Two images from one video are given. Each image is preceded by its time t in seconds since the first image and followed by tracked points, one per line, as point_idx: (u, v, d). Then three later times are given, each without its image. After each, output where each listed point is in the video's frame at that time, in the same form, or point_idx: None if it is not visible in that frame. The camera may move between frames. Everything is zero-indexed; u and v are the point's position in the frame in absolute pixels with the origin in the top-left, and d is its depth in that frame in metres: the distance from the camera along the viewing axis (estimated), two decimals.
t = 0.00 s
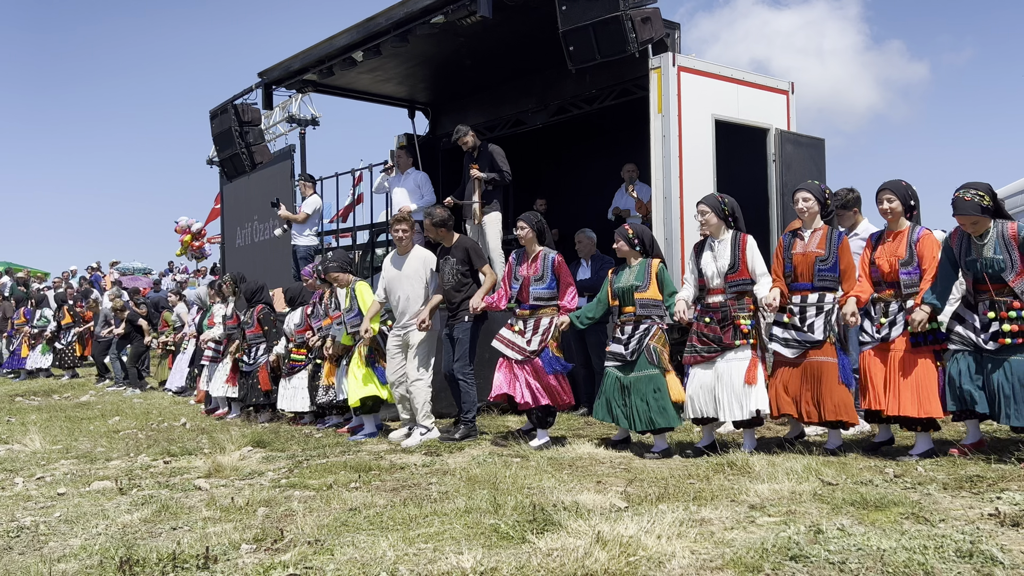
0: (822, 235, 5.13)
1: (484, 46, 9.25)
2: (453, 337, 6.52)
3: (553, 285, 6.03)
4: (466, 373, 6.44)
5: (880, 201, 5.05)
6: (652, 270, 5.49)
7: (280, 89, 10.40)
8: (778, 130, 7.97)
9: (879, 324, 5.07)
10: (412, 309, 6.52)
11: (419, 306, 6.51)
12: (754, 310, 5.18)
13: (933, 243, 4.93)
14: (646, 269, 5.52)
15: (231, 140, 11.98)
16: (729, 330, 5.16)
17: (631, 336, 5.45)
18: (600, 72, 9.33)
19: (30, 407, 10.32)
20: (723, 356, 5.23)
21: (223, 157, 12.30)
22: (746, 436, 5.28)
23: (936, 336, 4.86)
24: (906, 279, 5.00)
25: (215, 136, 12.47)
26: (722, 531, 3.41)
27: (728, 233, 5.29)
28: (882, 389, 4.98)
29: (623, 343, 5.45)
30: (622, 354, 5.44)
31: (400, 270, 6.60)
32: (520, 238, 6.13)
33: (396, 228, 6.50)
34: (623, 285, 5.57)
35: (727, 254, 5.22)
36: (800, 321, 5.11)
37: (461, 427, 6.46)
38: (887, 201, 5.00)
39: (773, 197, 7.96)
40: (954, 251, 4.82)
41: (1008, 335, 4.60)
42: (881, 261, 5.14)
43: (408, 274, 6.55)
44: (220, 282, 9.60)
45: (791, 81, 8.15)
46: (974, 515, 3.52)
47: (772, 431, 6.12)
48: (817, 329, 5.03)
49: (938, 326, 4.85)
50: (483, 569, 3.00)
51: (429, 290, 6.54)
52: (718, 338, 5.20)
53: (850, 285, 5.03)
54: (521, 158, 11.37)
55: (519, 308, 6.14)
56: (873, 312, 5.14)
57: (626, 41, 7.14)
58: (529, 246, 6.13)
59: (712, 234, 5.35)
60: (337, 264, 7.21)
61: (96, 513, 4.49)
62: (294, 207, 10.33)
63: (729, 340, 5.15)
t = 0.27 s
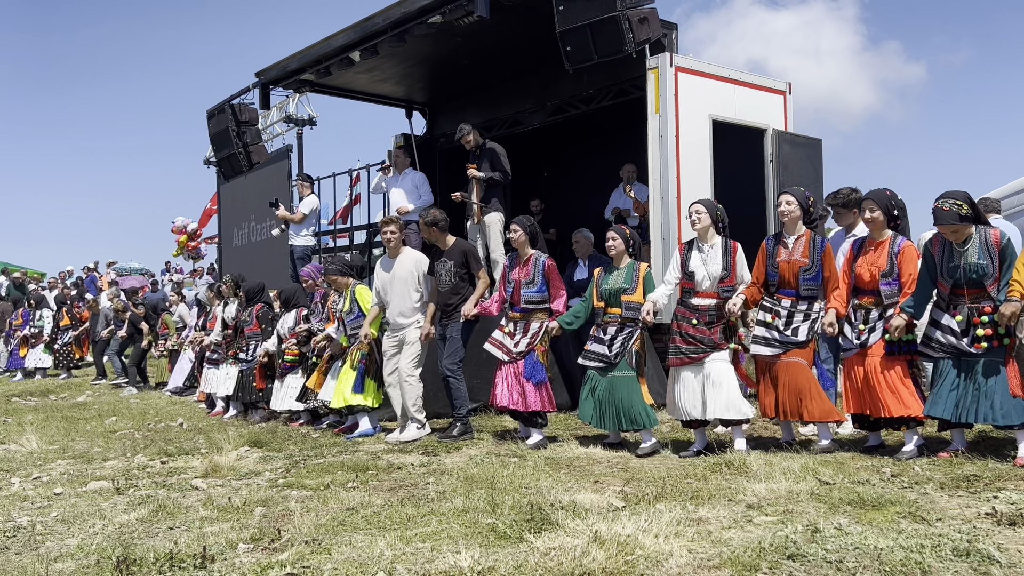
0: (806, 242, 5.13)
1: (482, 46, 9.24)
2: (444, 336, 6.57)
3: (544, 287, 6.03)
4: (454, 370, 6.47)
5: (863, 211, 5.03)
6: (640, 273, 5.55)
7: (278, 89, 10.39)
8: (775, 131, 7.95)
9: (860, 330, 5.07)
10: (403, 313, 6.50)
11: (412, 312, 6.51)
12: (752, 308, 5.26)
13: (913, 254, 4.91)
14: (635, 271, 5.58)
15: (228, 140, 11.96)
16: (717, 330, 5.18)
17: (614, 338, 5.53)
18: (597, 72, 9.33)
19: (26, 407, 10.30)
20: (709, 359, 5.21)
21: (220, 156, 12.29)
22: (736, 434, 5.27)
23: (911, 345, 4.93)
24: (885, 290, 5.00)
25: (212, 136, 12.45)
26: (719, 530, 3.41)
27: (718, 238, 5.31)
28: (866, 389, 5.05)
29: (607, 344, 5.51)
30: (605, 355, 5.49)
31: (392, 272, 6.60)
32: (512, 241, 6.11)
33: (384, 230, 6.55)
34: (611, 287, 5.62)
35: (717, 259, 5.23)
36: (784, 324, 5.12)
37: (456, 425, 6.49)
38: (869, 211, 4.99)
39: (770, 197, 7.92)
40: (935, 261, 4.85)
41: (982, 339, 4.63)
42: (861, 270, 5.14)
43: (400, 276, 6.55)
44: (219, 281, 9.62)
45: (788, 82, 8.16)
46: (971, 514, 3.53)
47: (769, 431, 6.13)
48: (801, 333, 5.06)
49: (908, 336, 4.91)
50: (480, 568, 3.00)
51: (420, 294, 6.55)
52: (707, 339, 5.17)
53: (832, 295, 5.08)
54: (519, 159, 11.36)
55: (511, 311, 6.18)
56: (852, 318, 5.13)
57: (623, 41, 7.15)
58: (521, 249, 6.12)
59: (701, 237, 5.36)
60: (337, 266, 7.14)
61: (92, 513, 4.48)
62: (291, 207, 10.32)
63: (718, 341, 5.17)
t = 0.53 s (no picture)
0: (795, 236, 5.16)
1: (481, 46, 9.24)
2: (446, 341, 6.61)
3: (543, 282, 6.05)
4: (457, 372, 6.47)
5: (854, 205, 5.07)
6: (629, 266, 5.60)
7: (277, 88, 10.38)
8: (775, 131, 7.94)
9: (857, 325, 5.09)
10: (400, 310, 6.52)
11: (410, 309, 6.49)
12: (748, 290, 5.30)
13: (905, 247, 4.95)
14: (624, 265, 5.64)
15: (227, 139, 11.95)
16: (710, 326, 5.15)
17: (610, 335, 5.58)
18: (597, 72, 9.33)
19: (25, 407, 10.29)
20: (704, 356, 5.21)
21: (219, 156, 12.28)
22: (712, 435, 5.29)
23: (913, 336, 4.93)
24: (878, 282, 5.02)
25: (211, 135, 12.43)
26: (721, 529, 3.41)
27: (709, 231, 5.34)
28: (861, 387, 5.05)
29: (603, 342, 5.57)
30: (603, 353, 5.55)
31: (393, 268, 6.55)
32: (510, 238, 6.16)
33: (390, 226, 6.54)
34: (601, 283, 5.70)
35: (708, 251, 5.26)
36: (779, 320, 5.15)
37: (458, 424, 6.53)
38: (860, 205, 5.02)
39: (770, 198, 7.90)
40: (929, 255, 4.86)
41: (998, 326, 4.64)
42: (854, 263, 5.15)
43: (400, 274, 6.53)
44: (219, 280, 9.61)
45: (788, 81, 8.16)
46: (973, 513, 3.53)
47: (769, 430, 6.14)
48: (795, 327, 5.09)
49: (908, 327, 4.91)
50: (483, 567, 3.00)
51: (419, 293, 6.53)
52: (700, 334, 5.16)
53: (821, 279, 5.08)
54: (518, 158, 11.36)
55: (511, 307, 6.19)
56: (851, 314, 5.14)
57: (623, 41, 7.15)
58: (519, 246, 6.15)
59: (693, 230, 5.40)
60: (334, 260, 7.24)
61: (93, 513, 4.47)
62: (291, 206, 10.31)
63: (711, 337, 5.14)
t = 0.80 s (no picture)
0: (781, 240, 5.26)
1: (481, 46, 9.23)
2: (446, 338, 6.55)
3: (542, 286, 6.05)
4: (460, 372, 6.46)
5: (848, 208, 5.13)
6: (618, 268, 5.60)
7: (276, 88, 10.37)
8: (774, 130, 7.92)
9: (848, 326, 5.14)
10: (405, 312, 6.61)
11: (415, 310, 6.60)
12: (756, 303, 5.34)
13: (896, 247, 4.98)
14: (614, 265, 5.64)
15: (227, 139, 11.95)
16: (696, 334, 5.22)
17: (596, 332, 5.66)
18: (597, 72, 9.33)
19: (24, 407, 10.28)
20: (691, 361, 5.29)
21: (218, 156, 12.27)
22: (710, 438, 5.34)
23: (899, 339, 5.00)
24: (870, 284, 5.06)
25: (211, 135, 12.43)
26: (722, 528, 3.41)
27: (698, 240, 5.39)
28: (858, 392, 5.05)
29: (589, 340, 5.66)
30: (588, 351, 5.65)
31: (395, 268, 6.64)
32: (508, 240, 6.16)
33: (391, 225, 6.60)
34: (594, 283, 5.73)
35: (696, 260, 5.31)
36: (764, 323, 5.26)
37: (459, 424, 6.54)
38: (853, 208, 5.08)
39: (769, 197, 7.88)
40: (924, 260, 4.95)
41: (963, 339, 4.68)
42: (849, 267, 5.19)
43: (402, 273, 6.61)
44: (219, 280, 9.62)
45: (787, 81, 8.17)
46: (974, 512, 3.53)
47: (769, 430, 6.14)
48: (777, 330, 5.17)
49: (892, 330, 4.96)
50: (484, 566, 3.00)
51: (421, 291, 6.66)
52: (685, 343, 5.26)
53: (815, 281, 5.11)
54: (517, 158, 11.36)
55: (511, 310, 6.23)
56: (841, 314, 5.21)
57: (623, 40, 7.15)
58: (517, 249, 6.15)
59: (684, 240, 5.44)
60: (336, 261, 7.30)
61: (93, 512, 4.47)
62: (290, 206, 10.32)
63: (695, 346, 5.24)
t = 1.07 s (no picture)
0: (773, 242, 5.20)
1: (481, 46, 9.24)
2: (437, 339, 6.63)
3: (533, 287, 6.08)
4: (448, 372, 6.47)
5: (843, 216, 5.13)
6: (612, 270, 5.65)
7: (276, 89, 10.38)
8: (774, 131, 7.92)
9: (835, 329, 5.24)
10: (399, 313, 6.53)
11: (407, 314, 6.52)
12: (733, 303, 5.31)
13: (887, 253, 4.96)
14: (608, 267, 5.69)
15: (226, 140, 11.95)
16: (686, 335, 5.24)
17: (589, 333, 5.66)
18: (596, 72, 9.34)
19: (24, 408, 10.28)
20: (682, 362, 5.29)
21: (218, 156, 12.28)
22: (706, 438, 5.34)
23: (870, 340, 5.03)
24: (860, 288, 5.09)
25: (210, 136, 12.43)
26: (722, 528, 3.42)
27: (689, 240, 5.40)
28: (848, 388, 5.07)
29: (582, 341, 5.65)
30: (581, 352, 5.65)
31: (386, 269, 6.57)
32: (503, 242, 6.17)
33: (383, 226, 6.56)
34: (585, 283, 5.73)
35: (687, 260, 5.31)
36: (756, 323, 5.22)
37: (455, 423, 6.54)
38: (848, 217, 5.08)
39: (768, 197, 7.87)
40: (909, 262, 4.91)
41: (940, 337, 4.75)
42: (840, 271, 5.26)
43: (393, 275, 6.54)
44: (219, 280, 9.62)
45: (787, 81, 8.18)
46: (973, 512, 3.53)
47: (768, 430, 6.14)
48: (771, 329, 5.15)
49: (867, 331, 5.02)
50: (484, 566, 3.00)
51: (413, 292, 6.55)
52: (675, 343, 5.27)
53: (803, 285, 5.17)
54: (517, 159, 11.37)
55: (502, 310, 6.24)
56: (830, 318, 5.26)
57: (622, 41, 7.16)
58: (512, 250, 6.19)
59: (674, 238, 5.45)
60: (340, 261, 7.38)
61: (93, 512, 4.48)
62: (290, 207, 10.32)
63: (686, 346, 5.24)
